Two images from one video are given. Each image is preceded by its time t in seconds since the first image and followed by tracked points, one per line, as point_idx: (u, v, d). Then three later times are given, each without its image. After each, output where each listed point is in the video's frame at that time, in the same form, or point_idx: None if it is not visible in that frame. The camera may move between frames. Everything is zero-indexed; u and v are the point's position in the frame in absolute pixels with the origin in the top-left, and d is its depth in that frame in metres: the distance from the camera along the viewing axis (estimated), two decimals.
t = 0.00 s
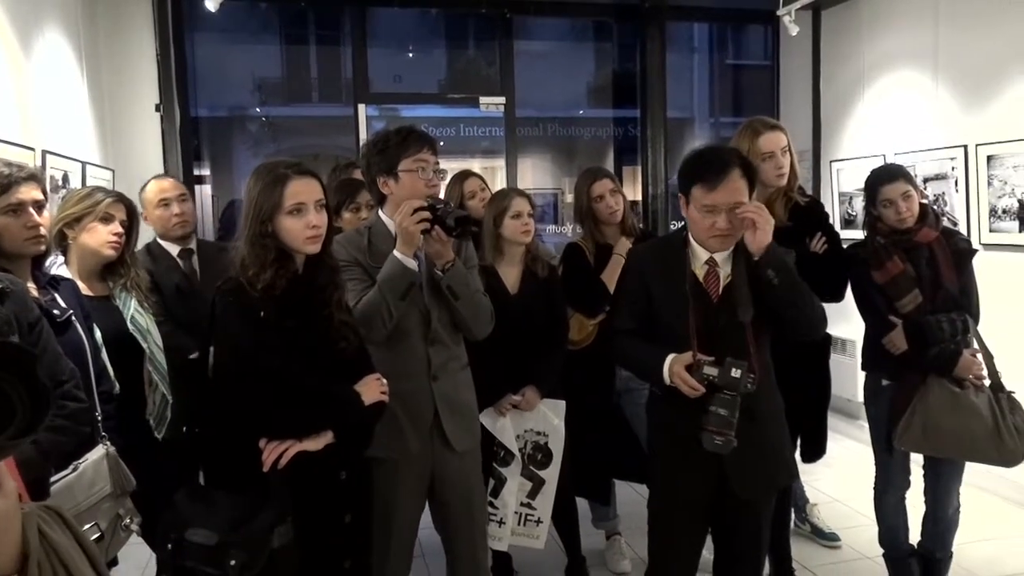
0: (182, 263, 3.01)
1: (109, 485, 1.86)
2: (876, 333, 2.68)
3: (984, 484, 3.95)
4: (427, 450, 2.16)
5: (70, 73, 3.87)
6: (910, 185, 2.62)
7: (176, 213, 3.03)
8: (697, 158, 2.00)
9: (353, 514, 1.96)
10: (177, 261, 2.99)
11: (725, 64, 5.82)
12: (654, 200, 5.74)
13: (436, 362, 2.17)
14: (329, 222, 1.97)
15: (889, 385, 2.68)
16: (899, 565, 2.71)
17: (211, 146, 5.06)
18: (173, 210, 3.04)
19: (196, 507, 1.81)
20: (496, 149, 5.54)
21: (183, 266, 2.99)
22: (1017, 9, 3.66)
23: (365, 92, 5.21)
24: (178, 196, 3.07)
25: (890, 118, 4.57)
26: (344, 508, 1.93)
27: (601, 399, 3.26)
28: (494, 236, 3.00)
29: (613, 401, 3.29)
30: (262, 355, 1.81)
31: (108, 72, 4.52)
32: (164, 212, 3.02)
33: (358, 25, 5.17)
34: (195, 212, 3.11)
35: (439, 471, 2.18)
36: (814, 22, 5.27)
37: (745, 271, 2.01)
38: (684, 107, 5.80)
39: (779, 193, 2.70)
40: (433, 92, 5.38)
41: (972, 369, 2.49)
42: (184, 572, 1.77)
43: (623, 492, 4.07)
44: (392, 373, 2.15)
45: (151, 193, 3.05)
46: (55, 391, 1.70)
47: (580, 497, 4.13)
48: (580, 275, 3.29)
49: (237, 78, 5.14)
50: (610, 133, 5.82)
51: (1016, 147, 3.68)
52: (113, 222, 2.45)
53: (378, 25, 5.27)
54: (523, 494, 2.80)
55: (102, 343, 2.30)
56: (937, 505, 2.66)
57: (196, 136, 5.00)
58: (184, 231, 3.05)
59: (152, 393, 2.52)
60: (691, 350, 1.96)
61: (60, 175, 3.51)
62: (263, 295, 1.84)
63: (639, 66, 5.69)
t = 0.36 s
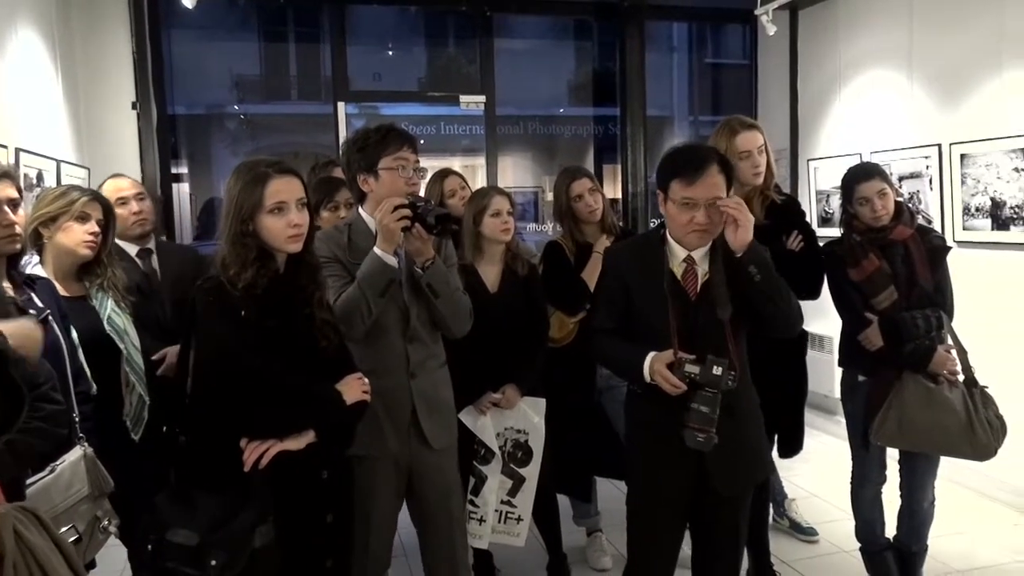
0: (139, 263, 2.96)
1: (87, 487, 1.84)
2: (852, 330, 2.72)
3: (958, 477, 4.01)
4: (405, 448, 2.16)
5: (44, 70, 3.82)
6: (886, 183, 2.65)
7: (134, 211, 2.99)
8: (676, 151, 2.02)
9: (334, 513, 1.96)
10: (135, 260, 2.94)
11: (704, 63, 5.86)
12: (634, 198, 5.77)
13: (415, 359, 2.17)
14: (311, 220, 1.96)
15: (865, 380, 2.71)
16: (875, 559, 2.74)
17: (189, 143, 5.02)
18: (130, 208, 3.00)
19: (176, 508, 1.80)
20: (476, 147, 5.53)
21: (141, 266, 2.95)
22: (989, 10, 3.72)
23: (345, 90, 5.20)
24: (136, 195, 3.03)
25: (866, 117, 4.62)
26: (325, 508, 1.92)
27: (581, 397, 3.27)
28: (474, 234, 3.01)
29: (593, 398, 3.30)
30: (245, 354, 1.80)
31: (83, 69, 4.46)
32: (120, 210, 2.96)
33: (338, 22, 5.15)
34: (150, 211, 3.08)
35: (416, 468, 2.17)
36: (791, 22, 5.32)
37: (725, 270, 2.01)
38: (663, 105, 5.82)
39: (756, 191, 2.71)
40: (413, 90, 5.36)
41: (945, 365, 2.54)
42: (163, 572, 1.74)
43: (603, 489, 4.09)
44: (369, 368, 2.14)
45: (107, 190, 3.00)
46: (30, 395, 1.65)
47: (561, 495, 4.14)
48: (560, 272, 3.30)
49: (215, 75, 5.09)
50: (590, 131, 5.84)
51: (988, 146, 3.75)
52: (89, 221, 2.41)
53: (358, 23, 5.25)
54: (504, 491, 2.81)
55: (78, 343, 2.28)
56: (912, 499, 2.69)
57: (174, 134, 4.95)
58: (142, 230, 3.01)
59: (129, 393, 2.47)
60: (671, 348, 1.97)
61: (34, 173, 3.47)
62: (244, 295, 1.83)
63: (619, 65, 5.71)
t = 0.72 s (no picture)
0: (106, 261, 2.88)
1: (66, 487, 1.82)
2: (829, 328, 2.76)
3: (931, 473, 4.09)
4: (385, 446, 2.15)
5: (18, 65, 3.75)
6: (864, 183, 2.69)
7: (104, 207, 2.96)
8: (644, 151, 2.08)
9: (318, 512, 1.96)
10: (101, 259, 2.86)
11: (683, 63, 5.90)
12: (614, 197, 5.81)
13: (394, 359, 2.17)
14: (295, 218, 1.96)
15: (842, 378, 2.75)
16: (851, 554, 2.78)
17: (166, 140, 4.97)
18: (100, 205, 2.96)
19: (160, 507, 1.79)
20: (457, 146, 5.52)
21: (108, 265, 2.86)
22: (963, 13, 3.79)
23: (324, 88, 5.17)
24: (106, 192, 2.99)
25: (843, 118, 4.68)
26: (309, 506, 1.92)
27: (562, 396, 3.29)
28: (454, 233, 3.01)
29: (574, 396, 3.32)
30: (227, 353, 1.80)
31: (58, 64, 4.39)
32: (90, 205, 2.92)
33: (318, 20, 5.12)
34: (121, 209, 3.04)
35: (394, 467, 2.17)
36: (769, 24, 5.38)
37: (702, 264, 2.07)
38: (643, 105, 5.84)
39: (734, 192, 2.70)
40: (393, 88, 5.34)
41: (920, 362, 2.60)
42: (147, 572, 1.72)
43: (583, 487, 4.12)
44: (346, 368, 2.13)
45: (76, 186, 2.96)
46: (17, 386, 1.71)
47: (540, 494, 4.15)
48: (541, 271, 3.31)
49: (192, 72, 5.03)
50: (570, 130, 5.86)
51: (961, 148, 3.81)
52: (61, 219, 2.38)
53: (338, 20, 5.23)
54: (484, 490, 2.81)
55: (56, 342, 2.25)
56: (887, 495, 2.74)
57: (150, 130, 4.90)
58: (113, 227, 2.96)
59: (105, 393, 2.44)
60: (651, 346, 2.00)
61: (9, 170, 3.41)
62: (228, 293, 1.83)
63: (599, 64, 5.74)
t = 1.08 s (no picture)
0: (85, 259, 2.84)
1: (48, 486, 1.80)
2: (808, 324, 2.79)
3: (907, 467, 4.15)
4: (369, 443, 2.13)
5: None
6: (842, 181, 2.72)
7: (88, 203, 2.91)
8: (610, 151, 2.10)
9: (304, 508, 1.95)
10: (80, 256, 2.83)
11: (663, 62, 5.94)
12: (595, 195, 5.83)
13: (376, 358, 2.17)
14: (279, 214, 1.95)
15: (822, 374, 2.78)
16: (831, 547, 2.82)
17: (143, 136, 4.91)
18: (84, 200, 2.92)
19: (144, 505, 1.78)
20: (438, 143, 5.51)
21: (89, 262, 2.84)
22: (939, 14, 3.84)
23: (305, 84, 5.13)
24: (92, 187, 2.95)
25: (822, 116, 4.73)
26: (295, 503, 1.91)
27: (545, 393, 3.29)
28: (437, 230, 2.99)
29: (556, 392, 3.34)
30: (213, 350, 1.79)
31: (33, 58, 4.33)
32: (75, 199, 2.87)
33: (297, 15, 5.08)
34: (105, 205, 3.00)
35: (378, 465, 2.15)
36: (748, 23, 5.43)
37: (676, 258, 2.10)
38: (624, 103, 5.85)
39: (716, 189, 2.72)
40: (373, 85, 5.32)
41: (897, 358, 2.63)
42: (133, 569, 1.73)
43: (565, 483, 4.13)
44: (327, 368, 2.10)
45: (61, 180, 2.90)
46: None
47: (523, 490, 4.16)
48: (524, 268, 3.32)
49: (170, 67, 4.98)
50: (551, 128, 5.87)
51: (937, 147, 3.87)
52: (40, 216, 2.35)
53: (318, 16, 5.20)
54: (467, 486, 2.83)
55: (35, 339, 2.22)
56: (865, 488, 2.77)
57: (128, 127, 4.84)
58: (95, 222, 2.91)
59: (85, 392, 2.43)
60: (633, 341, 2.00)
61: None
62: (213, 289, 1.82)
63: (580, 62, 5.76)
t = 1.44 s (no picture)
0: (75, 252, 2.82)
1: (35, 483, 1.79)
2: (789, 321, 2.82)
3: (886, 463, 4.20)
4: (360, 442, 2.08)
5: None
6: (824, 180, 2.76)
7: (87, 197, 2.89)
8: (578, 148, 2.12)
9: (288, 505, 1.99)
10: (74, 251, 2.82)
11: (646, 61, 5.96)
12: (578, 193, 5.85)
13: (362, 358, 2.12)
14: (264, 212, 1.94)
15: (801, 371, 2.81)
16: (810, 542, 2.85)
17: (124, 133, 4.87)
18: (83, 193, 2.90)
19: (128, 503, 1.77)
20: (421, 141, 5.51)
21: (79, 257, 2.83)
22: (918, 14, 3.89)
23: (288, 81, 5.11)
24: (91, 181, 2.93)
25: (803, 116, 4.77)
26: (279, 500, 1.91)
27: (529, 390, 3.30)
28: (422, 228, 2.96)
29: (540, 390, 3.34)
30: (197, 346, 1.78)
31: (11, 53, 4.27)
32: (74, 193, 2.86)
33: (280, 11, 5.06)
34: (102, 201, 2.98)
35: (370, 464, 2.10)
36: (731, 23, 5.46)
37: (650, 253, 2.10)
38: (607, 102, 5.88)
39: (700, 188, 2.74)
40: (356, 82, 5.30)
41: (876, 355, 2.67)
42: (117, 568, 1.74)
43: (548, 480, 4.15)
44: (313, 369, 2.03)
45: (62, 172, 2.88)
46: None
47: (506, 487, 4.18)
48: (507, 266, 3.33)
49: (150, 63, 4.93)
50: (535, 126, 5.88)
51: (915, 147, 3.92)
52: (22, 212, 2.30)
53: (301, 13, 5.17)
54: (452, 484, 2.83)
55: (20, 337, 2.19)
56: (845, 484, 2.80)
57: (108, 123, 4.79)
58: (91, 217, 2.89)
59: (65, 390, 2.38)
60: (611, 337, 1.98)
61: None
62: (196, 286, 1.81)
63: (564, 61, 5.77)
